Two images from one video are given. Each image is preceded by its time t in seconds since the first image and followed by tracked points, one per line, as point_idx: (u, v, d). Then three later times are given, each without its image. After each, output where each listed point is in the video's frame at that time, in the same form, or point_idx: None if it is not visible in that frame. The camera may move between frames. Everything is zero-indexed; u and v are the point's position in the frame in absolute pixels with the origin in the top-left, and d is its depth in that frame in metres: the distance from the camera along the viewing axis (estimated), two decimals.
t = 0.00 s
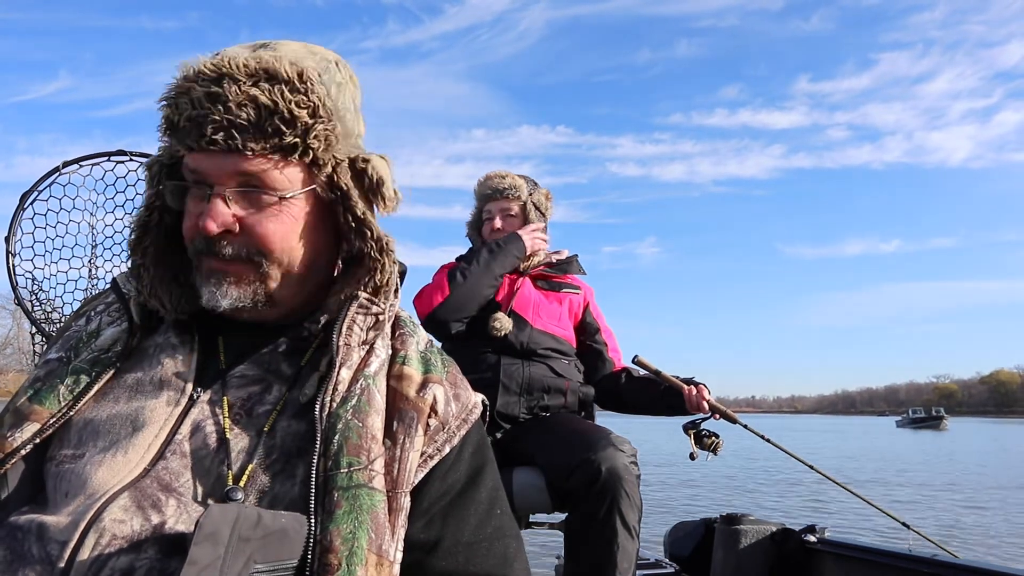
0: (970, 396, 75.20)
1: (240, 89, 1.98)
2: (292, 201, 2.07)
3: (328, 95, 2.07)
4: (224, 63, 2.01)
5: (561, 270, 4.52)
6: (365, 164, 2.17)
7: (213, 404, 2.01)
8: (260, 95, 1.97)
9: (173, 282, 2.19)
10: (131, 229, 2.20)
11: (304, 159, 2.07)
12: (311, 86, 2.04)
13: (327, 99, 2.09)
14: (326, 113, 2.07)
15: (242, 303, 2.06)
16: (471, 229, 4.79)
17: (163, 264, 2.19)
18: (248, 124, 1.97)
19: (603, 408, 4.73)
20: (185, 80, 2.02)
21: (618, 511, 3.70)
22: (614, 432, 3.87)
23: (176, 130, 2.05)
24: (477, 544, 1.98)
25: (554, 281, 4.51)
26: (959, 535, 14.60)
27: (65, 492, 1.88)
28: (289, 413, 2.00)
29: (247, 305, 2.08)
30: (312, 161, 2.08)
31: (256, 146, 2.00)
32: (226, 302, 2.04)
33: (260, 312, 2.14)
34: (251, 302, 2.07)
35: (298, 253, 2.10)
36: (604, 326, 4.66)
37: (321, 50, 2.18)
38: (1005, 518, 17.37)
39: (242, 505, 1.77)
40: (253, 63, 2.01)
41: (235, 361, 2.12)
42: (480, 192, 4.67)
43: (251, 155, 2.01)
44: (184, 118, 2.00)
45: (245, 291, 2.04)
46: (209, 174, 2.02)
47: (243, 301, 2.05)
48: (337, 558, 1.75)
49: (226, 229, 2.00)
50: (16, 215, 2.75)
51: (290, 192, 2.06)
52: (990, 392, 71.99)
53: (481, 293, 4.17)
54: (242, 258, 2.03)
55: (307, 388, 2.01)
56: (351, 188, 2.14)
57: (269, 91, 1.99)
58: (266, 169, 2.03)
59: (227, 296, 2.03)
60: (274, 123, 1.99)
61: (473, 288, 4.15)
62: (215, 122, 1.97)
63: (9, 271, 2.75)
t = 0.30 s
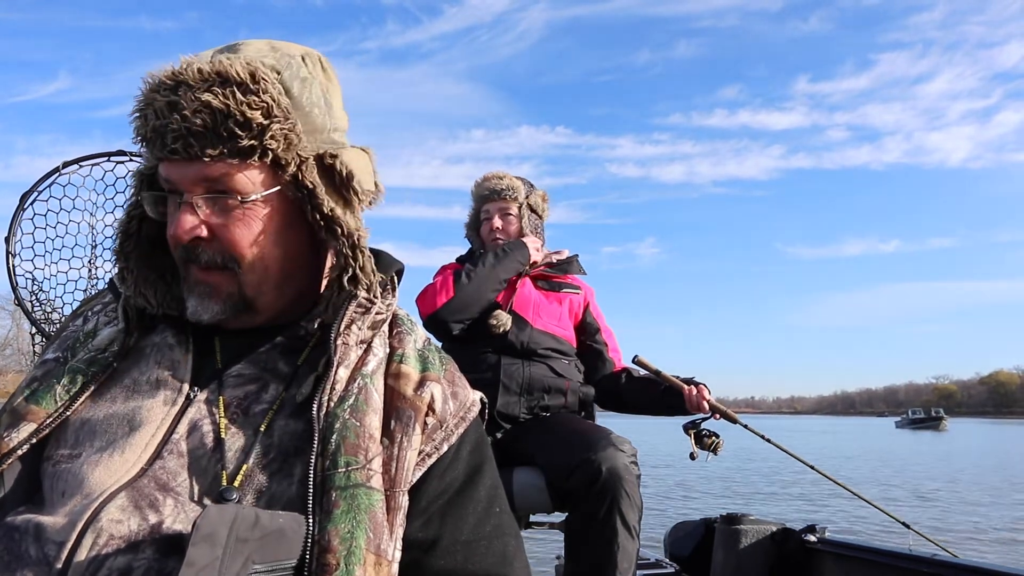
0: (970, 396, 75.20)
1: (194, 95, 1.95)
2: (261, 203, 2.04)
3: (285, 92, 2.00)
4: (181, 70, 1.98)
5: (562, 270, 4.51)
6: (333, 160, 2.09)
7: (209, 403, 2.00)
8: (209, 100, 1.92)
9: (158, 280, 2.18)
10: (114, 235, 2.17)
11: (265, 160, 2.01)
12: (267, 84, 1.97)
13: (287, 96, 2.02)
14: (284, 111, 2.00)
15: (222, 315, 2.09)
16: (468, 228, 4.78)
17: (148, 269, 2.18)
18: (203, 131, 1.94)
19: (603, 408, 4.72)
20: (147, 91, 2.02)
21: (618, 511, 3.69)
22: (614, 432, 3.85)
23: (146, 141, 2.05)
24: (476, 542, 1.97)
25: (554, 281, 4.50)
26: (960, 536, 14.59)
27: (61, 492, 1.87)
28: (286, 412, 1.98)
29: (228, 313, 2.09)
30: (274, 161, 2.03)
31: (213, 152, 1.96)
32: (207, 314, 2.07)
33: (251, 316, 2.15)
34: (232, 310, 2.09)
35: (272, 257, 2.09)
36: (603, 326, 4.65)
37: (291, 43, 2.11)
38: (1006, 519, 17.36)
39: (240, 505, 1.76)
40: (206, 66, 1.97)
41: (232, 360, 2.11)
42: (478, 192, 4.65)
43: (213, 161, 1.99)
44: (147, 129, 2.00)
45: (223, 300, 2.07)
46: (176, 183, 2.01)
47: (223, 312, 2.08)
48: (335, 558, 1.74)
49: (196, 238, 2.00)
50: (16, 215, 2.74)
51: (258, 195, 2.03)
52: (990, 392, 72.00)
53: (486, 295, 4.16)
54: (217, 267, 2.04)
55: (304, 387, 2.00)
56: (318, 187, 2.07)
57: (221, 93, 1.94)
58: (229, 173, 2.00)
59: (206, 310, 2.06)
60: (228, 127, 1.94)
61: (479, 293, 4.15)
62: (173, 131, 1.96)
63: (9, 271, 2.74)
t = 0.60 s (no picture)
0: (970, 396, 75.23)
1: (182, 90, 1.96)
2: (245, 199, 2.02)
3: (273, 89, 1.99)
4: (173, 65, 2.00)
5: (561, 270, 4.51)
6: (320, 159, 2.05)
7: (208, 403, 1.99)
8: (194, 94, 1.92)
9: (156, 273, 2.18)
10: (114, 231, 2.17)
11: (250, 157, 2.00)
12: (253, 80, 1.97)
13: (276, 93, 2.01)
14: (271, 108, 1.98)
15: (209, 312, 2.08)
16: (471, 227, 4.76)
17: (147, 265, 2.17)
18: (189, 125, 1.95)
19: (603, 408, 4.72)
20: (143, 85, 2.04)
21: (618, 511, 3.68)
22: (614, 432, 3.85)
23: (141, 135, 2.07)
24: (476, 542, 1.96)
25: (554, 281, 4.49)
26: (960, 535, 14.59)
27: (61, 492, 1.87)
28: (285, 411, 1.98)
29: (214, 310, 2.08)
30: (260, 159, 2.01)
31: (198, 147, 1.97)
32: (193, 310, 2.07)
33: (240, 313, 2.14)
34: (220, 307, 2.08)
35: (257, 254, 2.07)
36: (603, 326, 4.64)
37: (289, 42, 2.10)
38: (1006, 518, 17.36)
39: (239, 505, 1.75)
40: (197, 61, 1.97)
41: (231, 360, 2.10)
42: (483, 191, 4.63)
43: (199, 156, 1.99)
44: (140, 123, 2.03)
45: (209, 296, 2.06)
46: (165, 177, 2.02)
47: (209, 309, 2.07)
48: (335, 558, 1.73)
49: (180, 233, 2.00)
50: (16, 215, 2.74)
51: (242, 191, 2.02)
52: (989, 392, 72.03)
53: (479, 300, 4.17)
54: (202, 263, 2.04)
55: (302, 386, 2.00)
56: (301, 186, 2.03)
57: (208, 89, 1.94)
58: (215, 167, 2.00)
59: (193, 306, 2.06)
60: (213, 123, 1.95)
61: (470, 299, 4.15)
62: (161, 126, 1.97)
63: (9, 271, 2.74)
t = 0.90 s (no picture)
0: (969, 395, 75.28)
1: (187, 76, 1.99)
2: (228, 188, 1.99)
3: (275, 86, 1.99)
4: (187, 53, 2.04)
5: (561, 270, 4.51)
6: (310, 160, 2.01)
7: (208, 403, 1.99)
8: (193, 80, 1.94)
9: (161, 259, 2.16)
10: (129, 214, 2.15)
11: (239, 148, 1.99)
12: (252, 74, 1.97)
13: (279, 91, 2.00)
14: (268, 103, 1.97)
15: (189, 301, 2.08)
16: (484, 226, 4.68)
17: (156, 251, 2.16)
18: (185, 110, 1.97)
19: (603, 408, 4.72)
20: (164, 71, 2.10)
21: (618, 510, 3.69)
22: (614, 432, 3.85)
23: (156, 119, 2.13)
24: (477, 542, 1.97)
25: (554, 281, 4.50)
26: (960, 535, 14.61)
27: (61, 492, 1.87)
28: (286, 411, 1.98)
29: (197, 298, 2.08)
30: (249, 151, 1.99)
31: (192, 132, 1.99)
32: (173, 296, 2.09)
33: (223, 304, 2.12)
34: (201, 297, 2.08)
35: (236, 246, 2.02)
36: (603, 326, 4.65)
37: (305, 45, 2.11)
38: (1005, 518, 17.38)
39: (240, 505, 1.76)
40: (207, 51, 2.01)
41: (231, 360, 2.10)
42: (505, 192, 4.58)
43: (194, 143, 2.00)
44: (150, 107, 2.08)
45: (190, 284, 2.07)
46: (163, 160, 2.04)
47: (189, 298, 2.08)
48: (336, 558, 1.74)
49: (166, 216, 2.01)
50: (16, 215, 2.74)
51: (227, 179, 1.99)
52: (989, 391, 72.08)
53: (454, 298, 4.13)
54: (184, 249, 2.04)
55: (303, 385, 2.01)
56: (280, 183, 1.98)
57: (209, 77, 1.97)
58: (206, 154, 1.99)
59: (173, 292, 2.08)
60: (207, 109, 1.96)
61: (445, 295, 4.11)
62: (163, 109, 2.01)
63: (9, 271, 2.74)
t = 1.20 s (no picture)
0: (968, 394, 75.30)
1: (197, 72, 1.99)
2: (235, 183, 2.00)
3: (288, 82, 2.00)
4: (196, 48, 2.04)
5: (562, 270, 4.51)
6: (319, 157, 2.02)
7: (209, 403, 2.00)
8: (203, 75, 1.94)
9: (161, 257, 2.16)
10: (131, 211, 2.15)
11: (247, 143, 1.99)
12: (263, 70, 1.97)
13: (292, 87, 2.01)
14: (278, 100, 1.98)
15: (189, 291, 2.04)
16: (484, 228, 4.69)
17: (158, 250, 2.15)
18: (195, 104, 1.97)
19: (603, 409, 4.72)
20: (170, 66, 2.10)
21: (617, 510, 3.69)
22: (614, 432, 3.85)
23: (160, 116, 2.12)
24: (476, 542, 1.97)
25: (554, 281, 4.49)
26: (959, 535, 14.61)
27: (61, 492, 1.87)
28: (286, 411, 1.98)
29: (195, 291, 2.04)
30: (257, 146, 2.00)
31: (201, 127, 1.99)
32: (172, 285, 2.04)
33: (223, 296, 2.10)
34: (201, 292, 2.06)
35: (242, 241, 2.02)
36: (603, 326, 4.65)
37: (313, 46, 2.11)
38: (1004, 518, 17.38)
39: (240, 505, 1.76)
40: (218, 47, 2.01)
41: (232, 359, 2.11)
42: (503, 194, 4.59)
43: (201, 137, 2.00)
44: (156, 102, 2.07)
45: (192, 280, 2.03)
46: (168, 155, 2.04)
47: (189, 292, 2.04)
48: (336, 558, 1.74)
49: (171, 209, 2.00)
50: (16, 215, 2.74)
51: (234, 174, 2.00)
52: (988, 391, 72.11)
53: (454, 304, 4.13)
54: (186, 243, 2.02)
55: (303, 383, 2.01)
56: (288, 179, 1.98)
57: (219, 72, 1.96)
58: (213, 149, 1.99)
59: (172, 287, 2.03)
60: (217, 104, 1.96)
61: (446, 302, 4.12)
62: (171, 104, 2.00)
63: (9, 271, 2.74)
